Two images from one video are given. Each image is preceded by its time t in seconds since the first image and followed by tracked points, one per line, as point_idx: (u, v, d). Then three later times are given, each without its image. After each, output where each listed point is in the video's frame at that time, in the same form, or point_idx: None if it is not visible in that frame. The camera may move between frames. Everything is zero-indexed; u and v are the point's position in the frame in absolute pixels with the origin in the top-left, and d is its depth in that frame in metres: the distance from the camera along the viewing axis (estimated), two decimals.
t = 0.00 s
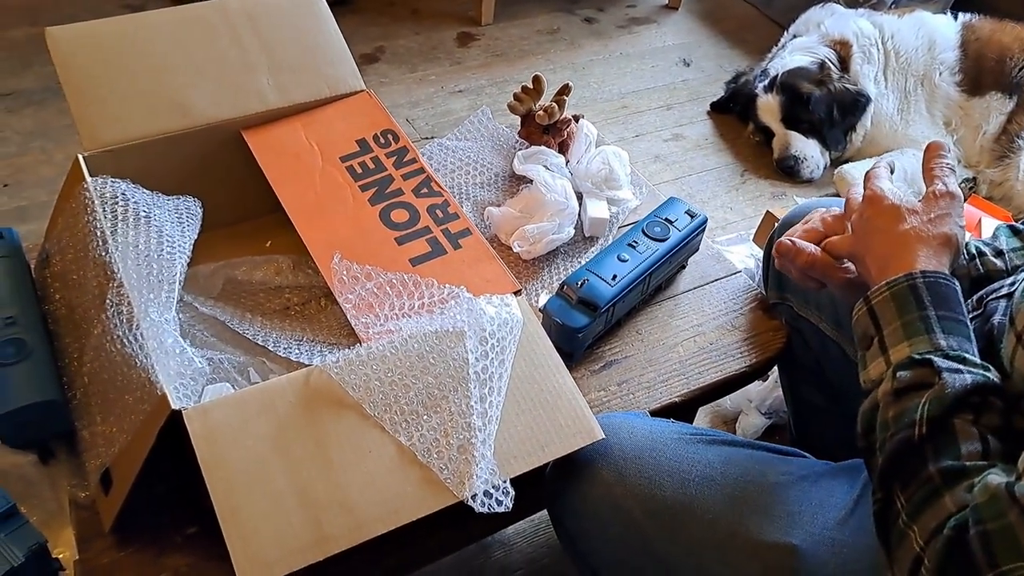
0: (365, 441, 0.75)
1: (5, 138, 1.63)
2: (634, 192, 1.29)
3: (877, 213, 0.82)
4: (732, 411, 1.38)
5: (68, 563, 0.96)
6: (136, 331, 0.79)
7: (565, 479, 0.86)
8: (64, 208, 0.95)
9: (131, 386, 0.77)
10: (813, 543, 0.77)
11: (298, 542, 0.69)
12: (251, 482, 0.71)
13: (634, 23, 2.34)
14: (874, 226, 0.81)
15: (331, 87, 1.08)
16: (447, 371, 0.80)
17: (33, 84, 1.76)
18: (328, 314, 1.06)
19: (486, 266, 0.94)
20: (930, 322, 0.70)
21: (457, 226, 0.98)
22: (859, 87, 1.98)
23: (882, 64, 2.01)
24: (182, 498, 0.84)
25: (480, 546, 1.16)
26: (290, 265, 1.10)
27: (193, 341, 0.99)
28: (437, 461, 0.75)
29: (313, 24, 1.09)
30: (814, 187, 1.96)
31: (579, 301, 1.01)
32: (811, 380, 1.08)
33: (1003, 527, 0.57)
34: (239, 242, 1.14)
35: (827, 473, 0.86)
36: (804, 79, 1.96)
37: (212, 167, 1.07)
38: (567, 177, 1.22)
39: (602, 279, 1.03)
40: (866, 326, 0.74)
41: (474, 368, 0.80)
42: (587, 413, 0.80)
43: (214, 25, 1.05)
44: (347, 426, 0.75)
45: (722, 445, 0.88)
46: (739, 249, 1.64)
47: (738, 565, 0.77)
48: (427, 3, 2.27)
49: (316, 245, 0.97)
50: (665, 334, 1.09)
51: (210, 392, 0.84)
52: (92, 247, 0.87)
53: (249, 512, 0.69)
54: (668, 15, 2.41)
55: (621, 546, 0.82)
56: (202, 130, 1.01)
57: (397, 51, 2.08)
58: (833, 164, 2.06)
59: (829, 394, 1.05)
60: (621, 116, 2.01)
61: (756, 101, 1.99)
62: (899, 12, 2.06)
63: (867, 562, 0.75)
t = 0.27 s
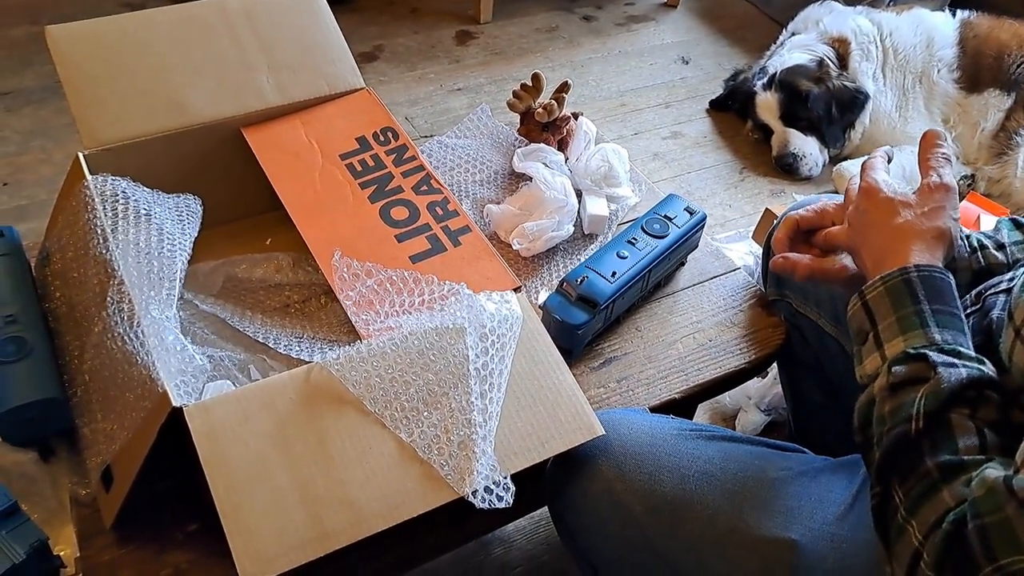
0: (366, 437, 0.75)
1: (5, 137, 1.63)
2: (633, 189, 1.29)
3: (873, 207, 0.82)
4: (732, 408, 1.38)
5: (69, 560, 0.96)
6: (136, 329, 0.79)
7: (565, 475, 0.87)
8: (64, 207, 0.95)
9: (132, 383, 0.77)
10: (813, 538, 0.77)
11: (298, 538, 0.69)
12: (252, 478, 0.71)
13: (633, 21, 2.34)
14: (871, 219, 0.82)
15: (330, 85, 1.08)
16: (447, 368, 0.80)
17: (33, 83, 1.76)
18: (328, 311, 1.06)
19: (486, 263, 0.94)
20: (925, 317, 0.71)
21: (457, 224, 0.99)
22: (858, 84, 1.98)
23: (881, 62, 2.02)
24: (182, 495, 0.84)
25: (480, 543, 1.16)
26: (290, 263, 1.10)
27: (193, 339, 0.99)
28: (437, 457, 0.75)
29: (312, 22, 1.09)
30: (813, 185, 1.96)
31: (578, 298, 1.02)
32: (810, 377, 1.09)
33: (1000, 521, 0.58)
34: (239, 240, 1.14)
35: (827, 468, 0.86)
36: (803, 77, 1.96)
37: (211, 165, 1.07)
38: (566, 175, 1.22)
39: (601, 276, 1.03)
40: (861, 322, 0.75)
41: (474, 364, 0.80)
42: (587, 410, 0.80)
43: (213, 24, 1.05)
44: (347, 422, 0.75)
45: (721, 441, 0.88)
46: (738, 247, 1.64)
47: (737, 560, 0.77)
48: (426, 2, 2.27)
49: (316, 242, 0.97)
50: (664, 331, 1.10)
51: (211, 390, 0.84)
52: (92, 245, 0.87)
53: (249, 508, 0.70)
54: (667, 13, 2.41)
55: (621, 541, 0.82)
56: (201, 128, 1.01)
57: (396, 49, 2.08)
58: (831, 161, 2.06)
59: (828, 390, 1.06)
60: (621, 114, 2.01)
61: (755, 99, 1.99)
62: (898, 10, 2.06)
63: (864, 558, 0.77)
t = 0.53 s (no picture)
0: (360, 437, 0.75)
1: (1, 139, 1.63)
2: (629, 188, 1.29)
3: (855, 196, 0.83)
4: (728, 406, 1.38)
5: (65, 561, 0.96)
6: (131, 329, 0.79)
7: (561, 474, 0.87)
8: (59, 208, 0.95)
9: (127, 384, 0.77)
10: (807, 536, 0.77)
11: (293, 538, 0.69)
12: (246, 478, 0.71)
13: (629, 21, 2.34)
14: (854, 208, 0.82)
15: (325, 85, 1.08)
16: (442, 368, 0.80)
17: (29, 84, 1.76)
18: (323, 311, 1.06)
19: (482, 262, 0.94)
20: (906, 307, 0.71)
21: (452, 223, 0.99)
22: (853, 83, 1.98)
23: (876, 60, 2.01)
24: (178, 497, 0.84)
25: (476, 542, 1.16)
26: (285, 263, 1.10)
27: (188, 339, 0.99)
28: (432, 457, 0.75)
29: (307, 22, 1.09)
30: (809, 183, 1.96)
31: (573, 297, 1.02)
32: (806, 375, 1.09)
33: (990, 513, 0.58)
34: (235, 241, 1.14)
35: (822, 466, 0.86)
36: (799, 76, 1.96)
37: (207, 165, 1.07)
38: (562, 174, 1.22)
39: (597, 275, 1.04)
40: (843, 312, 0.75)
41: (469, 364, 0.80)
42: (582, 409, 0.80)
43: (208, 24, 1.05)
44: (342, 422, 0.75)
45: (716, 439, 0.88)
46: (735, 246, 1.64)
47: (731, 557, 0.77)
48: (423, 1, 2.27)
49: (311, 242, 0.97)
50: (660, 330, 1.10)
51: (206, 390, 0.84)
52: (88, 246, 0.87)
53: (244, 509, 0.70)
54: (663, 12, 2.41)
55: (617, 540, 0.82)
56: (196, 129, 1.01)
57: (393, 49, 2.08)
58: (828, 159, 2.07)
59: (823, 388, 1.06)
60: (617, 113, 2.01)
61: (751, 98, 1.99)
62: (893, 8, 2.07)
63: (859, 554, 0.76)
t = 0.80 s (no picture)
0: (361, 440, 0.75)
1: None
2: (630, 189, 1.29)
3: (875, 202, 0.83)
4: (729, 407, 1.38)
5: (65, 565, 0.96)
6: (131, 332, 0.79)
7: (562, 476, 0.86)
8: (58, 211, 0.95)
9: (126, 387, 0.77)
10: (809, 538, 0.77)
11: (294, 541, 0.69)
12: (246, 482, 0.71)
13: (629, 21, 2.34)
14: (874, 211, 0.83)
15: (325, 86, 1.08)
16: (443, 370, 0.80)
17: (28, 86, 1.76)
18: (323, 313, 1.05)
19: (482, 264, 0.94)
20: (937, 303, 0.71)
21: (452, 225, 0.98)
22: (854, 82, 1.98)
23: (876, 59, 2.01)
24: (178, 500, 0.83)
25: (477, 545, 1.16)
26: (285, 265, 1.10)
27: (188, 342, 0.99)
28: (433, 460, 0.75)
29: (306, 24, 1.09)
30: (810, 183, 1.96)
31: (574, 299, 1.01)
32: (807, 375, 1.08)
33: (993, 507, 0.57)
34: (234, 243, 1.14)
35: (824, 467, 0.86)
36: (799, 75, 1.96)
37: (206, 167, 1.07)
38: (562, 175, 1.22)
39: (597, 276, 1.03)
40: (867, 301, 0.76)
41: (469, 366, 0.80)
42: (582, 411, 0.80)
43: (207, 26, 1.04)
44: (342, 425, 0.75)
45: (717, 440, 0.88)
46: (736, 246, 1.64)
47: (733, 560, 0.77)
48: (422, 2, 2.26)
49: (311, 245, 0.97)
50: (661, 331, 1.09)
51: (206, 393, 0.84)
52: (87, 249, 0.87)
53: (244, 512, 0.69)
54: (663, 12, 2.41)
55: (619, 542, 0.82)
56: (195, 131, 1.01)
57: (392, 50, 2.08)
58: (828, 159, 2.06)
59: (824, 389, 1.05)
60: (617, 113, 2.01)
61: (751, 97, 1.99)
62: (893, 7, 2.07)
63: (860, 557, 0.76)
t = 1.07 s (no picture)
0: (360, 443, 0.75)
1: None
2: (629, 190, 1.29)
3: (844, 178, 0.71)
4: (730, 408, 1.38)
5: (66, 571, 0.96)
6: (130, 336, 0.79)
7: (562, 479, 0.86)
8: (57, 214, 0.95)
9: (126, 391, 0.77)
10: (810, 541, 0.77)
11: (294, 545, 0.69)
12: (247, 485, 0.71)
13: (628, 21, 2.34)
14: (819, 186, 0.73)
15: (323, 88, 1.08)
16: (442, 373, 0.80)
17: (27, 88, 1.76)
18: (322, 316, 1.05)
19: (481, 266, 0.93)
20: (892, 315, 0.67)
21: (451, 227, 0.98)
22: (854, 81, 1.96)
23: (876, 59, 2.00)
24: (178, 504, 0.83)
25: (478, 546, 1.16)
26: (285, 268, 1.10)
27: (187, 346, 0.99)
28: (432, 463, 0.75)
29: (305, 26, 1.09)
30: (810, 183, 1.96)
31: (574, 300, 1.01)
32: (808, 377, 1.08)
33: (989, 532, 0.59)
34: (233, 246, 1.14)
35: (825, 469, 0.86)
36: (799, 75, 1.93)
37: (205, 170, 1.07)
38: (562, 176, 1.22)
39: (597, 278, 1.03)
40: (824, 320, 0.71)
41: (468, 369, 0.80)
42: (582, 413, 0.80)
43: (206, 28, 1.04)
44: (342, 428, 0.75)
45: (717, 442, 0.88)
46: (736, 246, 1.64)
47: (734, 563, 0.76)
48: (421, 3, 2.26)
49: (311, 247, 0.97)
50: (660, 332, 1.09)
51: (205, 397, 0.84)
52: (87, 253, 0.87)
53: (245, 515, 0.69)
54: (662, 12, 2.41)
55: (619, 545, 0.82)
56: (194, 133, 1.01)
57: (392, 51, 2.08)
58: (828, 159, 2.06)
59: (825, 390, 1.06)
60: (616, 114, 2.01)
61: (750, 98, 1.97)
62: (892, 7, 2.07)
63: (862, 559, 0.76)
